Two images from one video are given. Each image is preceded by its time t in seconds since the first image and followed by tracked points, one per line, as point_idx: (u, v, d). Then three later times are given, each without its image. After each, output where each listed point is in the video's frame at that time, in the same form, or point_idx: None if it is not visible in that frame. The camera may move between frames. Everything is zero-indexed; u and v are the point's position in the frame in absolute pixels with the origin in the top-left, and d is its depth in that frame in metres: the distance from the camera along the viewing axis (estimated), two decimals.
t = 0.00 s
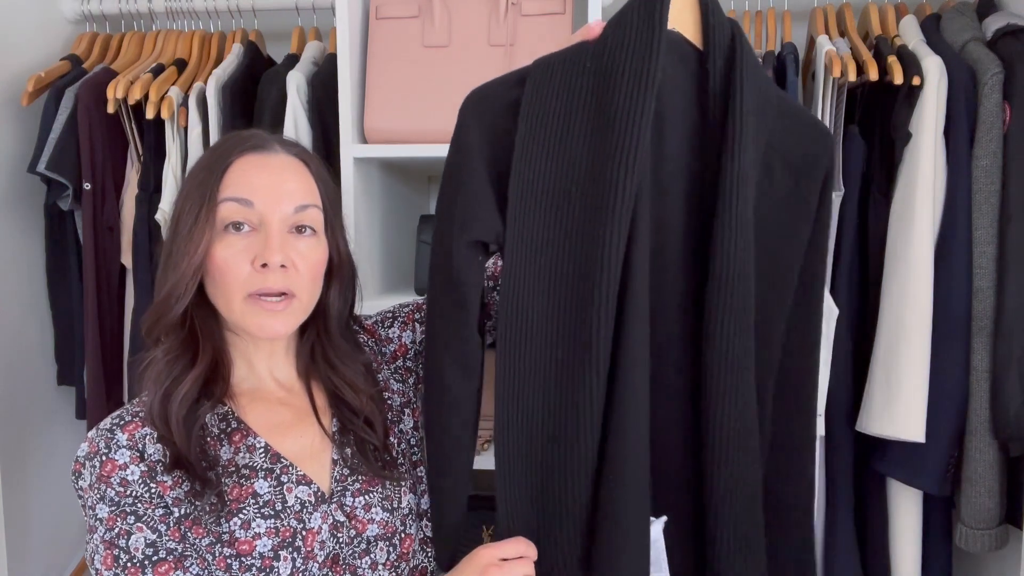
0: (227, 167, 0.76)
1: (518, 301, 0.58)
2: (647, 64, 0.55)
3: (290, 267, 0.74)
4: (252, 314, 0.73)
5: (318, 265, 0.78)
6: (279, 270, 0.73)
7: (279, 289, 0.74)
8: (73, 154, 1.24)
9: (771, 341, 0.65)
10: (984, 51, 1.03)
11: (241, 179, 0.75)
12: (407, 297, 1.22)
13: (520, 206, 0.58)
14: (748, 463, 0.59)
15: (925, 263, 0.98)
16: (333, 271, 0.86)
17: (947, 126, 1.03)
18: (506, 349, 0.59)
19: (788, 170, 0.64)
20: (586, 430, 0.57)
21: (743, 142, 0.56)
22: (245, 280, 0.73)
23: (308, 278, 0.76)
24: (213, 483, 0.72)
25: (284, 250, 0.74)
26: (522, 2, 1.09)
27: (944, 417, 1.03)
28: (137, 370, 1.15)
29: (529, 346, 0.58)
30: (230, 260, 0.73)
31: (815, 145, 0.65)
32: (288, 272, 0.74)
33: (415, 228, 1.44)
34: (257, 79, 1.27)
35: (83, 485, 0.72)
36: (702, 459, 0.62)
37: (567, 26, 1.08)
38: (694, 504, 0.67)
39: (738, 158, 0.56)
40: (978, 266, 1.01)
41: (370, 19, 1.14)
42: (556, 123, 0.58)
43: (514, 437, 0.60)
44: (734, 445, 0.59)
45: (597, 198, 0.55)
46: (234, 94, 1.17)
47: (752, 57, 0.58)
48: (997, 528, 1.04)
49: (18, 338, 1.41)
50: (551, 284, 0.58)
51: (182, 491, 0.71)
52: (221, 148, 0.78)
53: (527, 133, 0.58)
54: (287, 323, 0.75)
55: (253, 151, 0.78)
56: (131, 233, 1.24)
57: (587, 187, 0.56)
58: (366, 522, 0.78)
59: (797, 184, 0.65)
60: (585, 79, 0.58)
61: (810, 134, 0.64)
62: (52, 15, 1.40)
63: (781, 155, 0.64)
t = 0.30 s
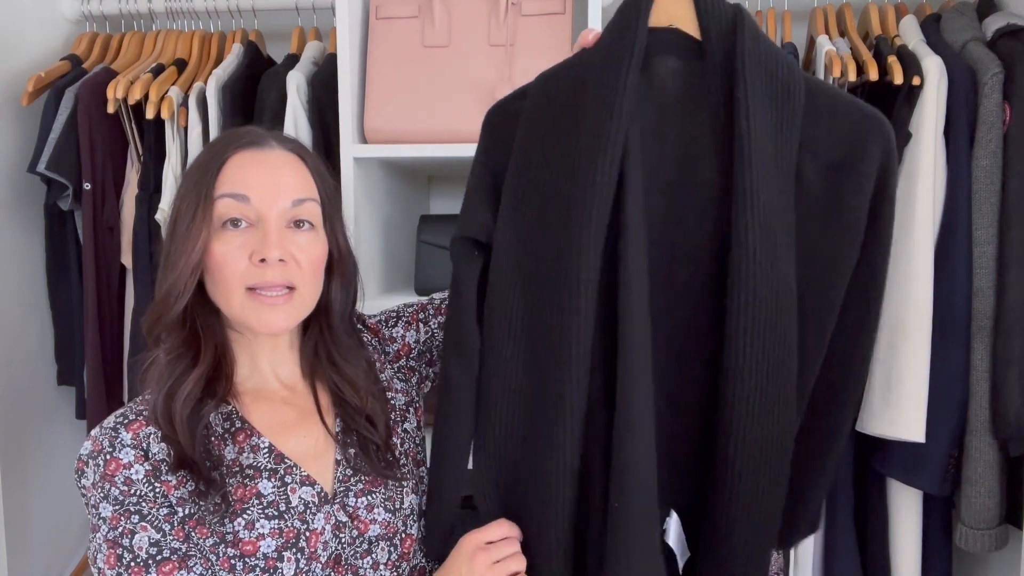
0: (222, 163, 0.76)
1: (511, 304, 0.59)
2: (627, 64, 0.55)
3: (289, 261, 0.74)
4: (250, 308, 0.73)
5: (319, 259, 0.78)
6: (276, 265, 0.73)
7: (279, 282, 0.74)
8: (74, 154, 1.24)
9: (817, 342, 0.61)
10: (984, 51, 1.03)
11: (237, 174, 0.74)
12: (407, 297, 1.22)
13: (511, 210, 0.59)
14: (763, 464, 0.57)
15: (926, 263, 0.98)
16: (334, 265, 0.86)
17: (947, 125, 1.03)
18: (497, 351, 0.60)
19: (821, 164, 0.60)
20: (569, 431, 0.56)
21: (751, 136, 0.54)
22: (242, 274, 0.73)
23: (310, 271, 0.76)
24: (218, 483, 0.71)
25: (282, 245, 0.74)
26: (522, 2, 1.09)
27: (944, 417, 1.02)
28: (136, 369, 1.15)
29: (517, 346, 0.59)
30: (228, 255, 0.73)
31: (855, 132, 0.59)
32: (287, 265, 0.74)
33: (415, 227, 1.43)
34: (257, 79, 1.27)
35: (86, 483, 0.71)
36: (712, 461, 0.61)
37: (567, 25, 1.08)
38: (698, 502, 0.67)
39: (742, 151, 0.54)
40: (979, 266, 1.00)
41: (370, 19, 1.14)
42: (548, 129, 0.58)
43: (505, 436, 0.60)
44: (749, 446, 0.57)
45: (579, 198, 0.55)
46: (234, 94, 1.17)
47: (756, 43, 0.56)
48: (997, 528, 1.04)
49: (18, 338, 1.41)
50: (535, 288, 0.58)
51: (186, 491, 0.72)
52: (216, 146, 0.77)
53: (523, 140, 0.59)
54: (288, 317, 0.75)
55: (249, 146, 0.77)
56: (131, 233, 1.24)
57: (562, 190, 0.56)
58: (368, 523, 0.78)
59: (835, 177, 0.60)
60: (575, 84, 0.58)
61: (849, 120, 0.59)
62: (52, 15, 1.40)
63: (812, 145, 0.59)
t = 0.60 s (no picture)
0: (224, 173, 0.75)
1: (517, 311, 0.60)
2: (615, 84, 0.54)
3: (291, 273, 0.74)
4: (250, 317, 0.73)
5: (320, 269, 0.78)
6: (278, 278, 0.73)
7: (280, 294, 0.74)
8: (73, 154, 1.24)
9: (795, 394, 0.53)
10: (984, 51, 1.03)
11: (240, 187, 0.74)
12: (407, 296, 1.22)
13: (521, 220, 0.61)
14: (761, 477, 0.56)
15: (925, 263, 0.98)
16: (335, 273, 0.87)
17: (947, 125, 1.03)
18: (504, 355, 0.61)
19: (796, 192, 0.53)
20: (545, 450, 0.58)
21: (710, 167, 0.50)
22: (243, 285, 0.73)
23: (311, 282, 0.77)
24: (215, 483, 0.71)
25: (283, 259, 0.74)
26: (522, 2, 1.09)
27: (944, 417, 1.02)
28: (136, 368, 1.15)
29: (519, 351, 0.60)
30: (229, 265, 0.73)
31: (842, 157, 0.52)
32: (289, 277, 0.74)
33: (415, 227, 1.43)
34: (257, 79, 1.27)
35: (84, 481, 0.71)
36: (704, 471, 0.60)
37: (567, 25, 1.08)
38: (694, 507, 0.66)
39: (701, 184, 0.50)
40: (979, 266, 1.01)
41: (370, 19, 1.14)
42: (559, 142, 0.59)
43: (508, 434, 0.61)
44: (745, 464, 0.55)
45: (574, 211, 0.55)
46: (233, 94, 1.17)
47: (730, 64, 0.52)
48: (997, 528, 1.04)
49: (18, 338, 1.41)
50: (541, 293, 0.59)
51: (184, 489, 0.71)
52: (217, 152, 0.77)
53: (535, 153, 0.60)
54: (290, 326, 0.75)
55: (250, 155, 0.76)
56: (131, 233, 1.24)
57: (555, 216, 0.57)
58: (365, 524, 0.78)
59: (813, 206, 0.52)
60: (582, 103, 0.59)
61: (834, 144, 0.52)
62: (52, 15, 1.40)
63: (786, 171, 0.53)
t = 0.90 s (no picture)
0: (224, 176, 0.74)
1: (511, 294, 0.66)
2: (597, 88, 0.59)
3: (290, 280, 0.74)
4: (250, 322, 0.74)
5: (318, 274, 0.78)
6: (277, 283, 0.73)
7: (278, 299, 0.74)
8: (73, 154, 1.24)
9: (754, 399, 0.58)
10: (984, 51, 1.03)
11: (239, 192, 0.74)
12: (408, 296, 1.22)
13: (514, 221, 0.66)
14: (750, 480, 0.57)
15: (925, 262, 0.98)
16: (334, 277, 0.87)
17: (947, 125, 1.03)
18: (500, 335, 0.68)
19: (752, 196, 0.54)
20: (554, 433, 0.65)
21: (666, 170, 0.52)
22: (242, 287, 0.73)
23: (309, 288, 0.77)
24: (214, 480, 0.72)
25: (283, 264, 0.74)
26: (522, 2, 1.09)
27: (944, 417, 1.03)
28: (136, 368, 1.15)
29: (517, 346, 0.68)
30: (228, 269, 0.73)
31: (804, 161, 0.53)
32: (288, 284, 0.74)
33: (415, 227, 1.43)
34: (257, 79, 1.27)
35: (84, 479, 0.71)
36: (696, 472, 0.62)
37: (567, 25, 1.08)
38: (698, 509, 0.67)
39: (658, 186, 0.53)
40: (979, 266, 1.01)
41: (370, 19, 1.14)
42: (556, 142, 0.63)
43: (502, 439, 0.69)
44: (728, 451, 0.59)
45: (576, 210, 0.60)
46: (233, 94, 1.17)
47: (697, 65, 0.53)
48: (997, 528, 1.04)
49: (18, 338, 1.41)
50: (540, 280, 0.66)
51: (183, 487, 0.71)
52: (217, 155, 0.76)
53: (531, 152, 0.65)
54: (287, 331, 0.75)
55: (250, 159, 0.76)
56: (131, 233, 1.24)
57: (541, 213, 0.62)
58: (364, 525, 0.78)
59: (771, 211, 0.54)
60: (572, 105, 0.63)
61: (793, 147, 0.53)
62: (52, 15, 1.40)
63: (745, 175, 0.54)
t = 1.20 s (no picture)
0: (217, 170, 0.75)
1: (523, 302, 0.65)
2: (642, 127, 0.60)
3: (291, 266, 0.74)
4: (258, 314, 0.73)
5: (320, 261, 0.78)
6: (280, 272, 0.73)
7: (283, 290, 0.74)
8: (73, 154, 1.24)
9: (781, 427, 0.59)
10: (984, 51, 1.03)
11: (232, 184, 0.74)
12: (408, 296, 1.22)
13: (525, 230, 0.66)
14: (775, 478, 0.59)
15: (926, 263, 0.98)
16: (334, 265, 0.87)
17: (946, 125, 1.03)
18: (508, 345, 0.65)
19: (815, 248, 0.65)
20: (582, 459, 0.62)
21: (756, 226, 0.58)
22: (246, 283, 0.73)
23: (312, 275, 0.77)
24: (218, 489, 0.71)
25: (284, 252, 0.74)
26: (522, 2, 1.09)
27: (944, 417, 1.03)
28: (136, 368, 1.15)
29: (539, 356, 0.64)
30: (229, 265, 0.73)
31: (843, 219, 0.65)
32: (290, 271, 0.74)
33: (415, 227, 1.43)
34: (257, 79, 1.27)
35: (86, 475, 0.71)
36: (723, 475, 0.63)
37: (567, 25, 1.08)
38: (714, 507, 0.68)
39: (748, 238, 0.58)
40: (979, 266, 1.01)
41: (370, 19, 1.14)
42: (572, 165, 0.65)
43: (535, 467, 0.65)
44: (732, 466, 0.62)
45: (607, 223, 0.60)
46: (233, 94, 1.17)
47: (757, 131, 0.61)
48: (997, 528, 1.04)
49: (18, 338, 1.41)
50: (552, 293, 0.64)
51: (185, 487, 0.71)
52: (206, 151, 0.77)
53: (540, 174, 0.67)
54: (293, 321, 0.75)
55: (241, 150, 0.77)
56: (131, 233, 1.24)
57: (577, 239, 0.62)
58: (370, 531, 0.78)
59: (828, 261, 0.65)
60: (591, 136, 0.65)
61: (840, 208, 0.65)
62: (52, 15, 1.40)
63: (806, 232, 0.65)
